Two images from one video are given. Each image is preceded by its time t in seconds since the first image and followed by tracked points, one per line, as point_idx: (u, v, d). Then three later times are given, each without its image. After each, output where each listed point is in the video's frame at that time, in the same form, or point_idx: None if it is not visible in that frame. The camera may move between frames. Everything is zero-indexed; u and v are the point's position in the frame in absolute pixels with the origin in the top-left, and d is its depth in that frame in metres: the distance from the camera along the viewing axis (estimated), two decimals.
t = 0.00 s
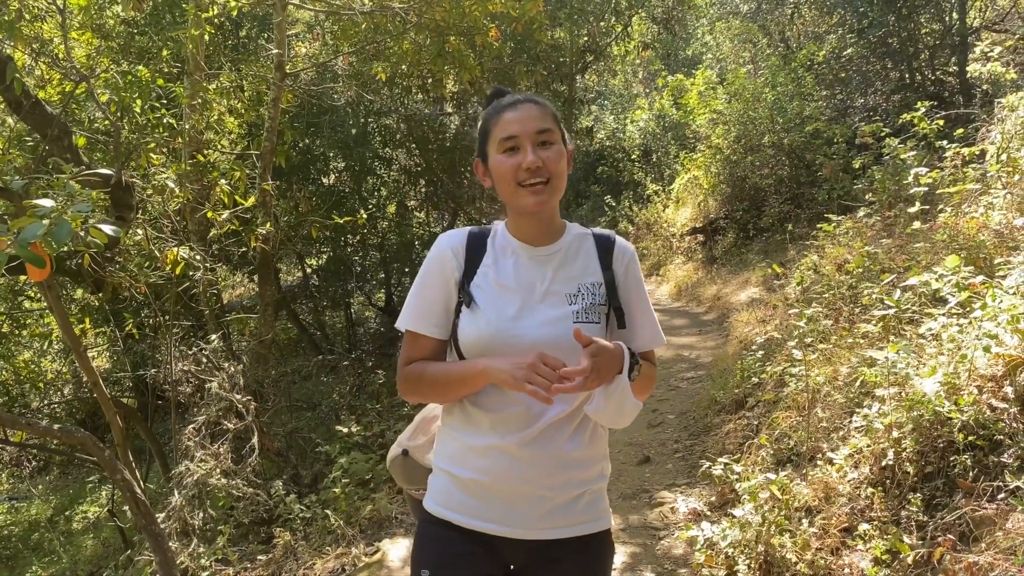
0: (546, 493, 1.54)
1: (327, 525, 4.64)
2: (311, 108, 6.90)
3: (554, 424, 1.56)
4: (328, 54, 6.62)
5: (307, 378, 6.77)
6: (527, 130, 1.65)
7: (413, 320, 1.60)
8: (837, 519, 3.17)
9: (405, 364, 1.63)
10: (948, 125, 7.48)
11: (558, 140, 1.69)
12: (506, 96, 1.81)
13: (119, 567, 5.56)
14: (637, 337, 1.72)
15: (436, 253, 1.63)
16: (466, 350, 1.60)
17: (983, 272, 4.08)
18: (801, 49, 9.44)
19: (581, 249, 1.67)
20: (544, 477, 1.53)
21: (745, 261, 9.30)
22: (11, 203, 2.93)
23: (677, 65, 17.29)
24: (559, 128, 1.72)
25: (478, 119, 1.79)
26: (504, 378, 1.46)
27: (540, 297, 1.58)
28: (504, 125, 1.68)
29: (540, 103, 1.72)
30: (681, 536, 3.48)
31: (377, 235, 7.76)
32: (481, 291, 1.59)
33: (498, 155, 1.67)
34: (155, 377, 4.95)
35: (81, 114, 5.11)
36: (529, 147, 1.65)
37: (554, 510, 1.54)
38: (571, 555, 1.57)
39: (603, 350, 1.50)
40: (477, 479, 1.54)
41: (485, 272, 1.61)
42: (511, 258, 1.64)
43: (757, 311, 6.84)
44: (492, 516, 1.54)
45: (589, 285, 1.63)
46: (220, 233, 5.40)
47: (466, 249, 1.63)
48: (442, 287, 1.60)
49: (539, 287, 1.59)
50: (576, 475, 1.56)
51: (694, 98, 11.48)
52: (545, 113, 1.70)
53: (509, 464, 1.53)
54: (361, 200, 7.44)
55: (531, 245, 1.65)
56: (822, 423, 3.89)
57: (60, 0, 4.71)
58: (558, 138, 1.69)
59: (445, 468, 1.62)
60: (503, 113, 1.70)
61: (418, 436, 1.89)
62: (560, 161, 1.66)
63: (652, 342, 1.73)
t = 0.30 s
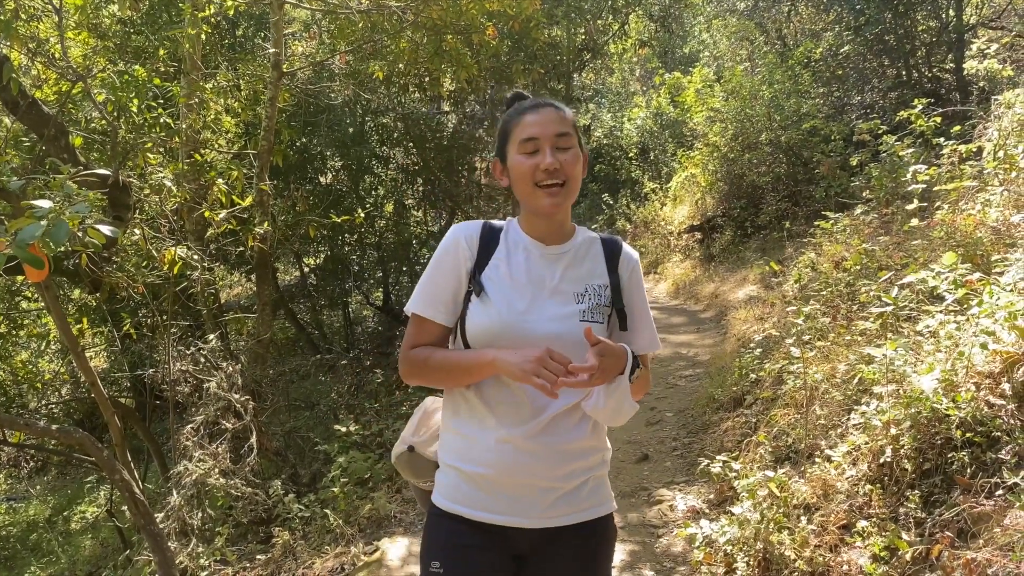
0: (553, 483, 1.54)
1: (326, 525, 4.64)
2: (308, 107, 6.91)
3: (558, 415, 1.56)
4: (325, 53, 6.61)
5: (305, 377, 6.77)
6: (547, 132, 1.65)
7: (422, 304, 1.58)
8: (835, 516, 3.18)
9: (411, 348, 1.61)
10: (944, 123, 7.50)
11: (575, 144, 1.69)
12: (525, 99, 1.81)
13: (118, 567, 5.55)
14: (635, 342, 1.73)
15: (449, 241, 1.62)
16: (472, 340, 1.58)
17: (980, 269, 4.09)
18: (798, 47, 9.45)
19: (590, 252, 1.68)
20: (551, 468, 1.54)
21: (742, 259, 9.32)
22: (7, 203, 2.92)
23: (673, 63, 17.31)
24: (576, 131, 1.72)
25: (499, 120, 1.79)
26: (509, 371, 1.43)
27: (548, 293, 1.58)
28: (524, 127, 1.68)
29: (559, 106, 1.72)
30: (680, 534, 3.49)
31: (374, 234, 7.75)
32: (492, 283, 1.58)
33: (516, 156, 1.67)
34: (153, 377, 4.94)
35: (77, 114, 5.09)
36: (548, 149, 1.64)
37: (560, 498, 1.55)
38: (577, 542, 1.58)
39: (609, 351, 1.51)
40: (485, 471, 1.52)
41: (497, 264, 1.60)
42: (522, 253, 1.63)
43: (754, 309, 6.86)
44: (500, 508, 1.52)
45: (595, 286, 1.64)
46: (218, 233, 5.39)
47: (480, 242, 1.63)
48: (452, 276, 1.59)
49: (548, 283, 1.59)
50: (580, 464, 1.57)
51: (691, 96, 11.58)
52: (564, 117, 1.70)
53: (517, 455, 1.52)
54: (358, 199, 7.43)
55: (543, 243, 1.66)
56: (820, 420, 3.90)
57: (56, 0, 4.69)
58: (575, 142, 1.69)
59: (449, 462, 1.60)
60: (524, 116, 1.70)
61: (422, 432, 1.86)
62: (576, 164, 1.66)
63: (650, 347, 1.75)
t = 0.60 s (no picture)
0: (554, 472, 1.55)
1: (325, 524, 4.65)
2: (305, 107, 6.91)
3: (560, 404, 1.58)
4: (322, 53, 6.60)
5: (303, 377, 6.77)
6: (550, 129, 1.67)
7: (426, 284, 1.55)
8: (832, 513, 3.19)
9: (411, 329, 1.57)
10: (941, 120, 7.52)
11: (578, 141, 1.71)
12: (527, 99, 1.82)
13: (116, 567, 5.55)
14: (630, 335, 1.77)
15: (455, 225, 1.60)
16: (474, 323, 1.57)
17: (977, 266, 4.11)
18: (795, 45, 9.46)
19: (590, 246, 1.71)
20: (553, 456, 1.55)
21: (739, 257, 9.34)
22: (4, 203, 2.91)
23: (671, 61, 17.30)
24: (579, 129, 1.74)
25: (502, 119, 1.80)
26: (522, 351, 1.42)
27: (553, 279, 1.59)
28: (527, 124, 1.69)
29: (562, 105, 1.74)
30: (678, 532, 3.49)
31: (372, 233, 7.75)
32: (498, 267, 1.57)
33: (521, 150, 1.67)
34: (150, 377, 4.94)
35: (74, 114, 5.09)
36: (551, 145, 1.65)
37: (559, 488, 1.56)
38: (571, 533, 1.59)
39: (618, 336, 1.53)
40: (489, 460, 1.52)
41: (502, 249, 1.60)
42: (526, 241, 1.64)
43: (752, 306, 6.87)
44: (501, 497, 1.51)
45: (596, 277, 1.66)
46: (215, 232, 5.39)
47: (485, 229, 1.63)
48: (457, 258, 1.58)
49: (552, 270, 1.61)
50: (579, 454, 1.60)
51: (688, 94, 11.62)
52: (567, 115, 1.71)
53: (521, 444, 1.53)
54: (356, 198, 7.43)
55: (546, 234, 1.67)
56: (817, 418, 3.91)
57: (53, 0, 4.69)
58: (578, 140, 1.71)
59: (448, 454, 1.58)
60: (528, 113, 1.71)
61: (416, 419, 1.84)
62: (579, 160, 1.67)
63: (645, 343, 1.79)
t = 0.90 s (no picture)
0: (554, 472, 1.55)
1: (324, 524, 4.65)
2: (303, 107, 6.90)
3: (559, 402, 1.58)
4: (320, 53, 6.60)
5: (302, 377, 6.77)
6: (539, 127, 1.68)
7: (423, 279, 1.50)
8: (831, 512, 3.19)
9: (409, 327, 1.51)
10: (939, 119, 7.52)
11: (565, 139, 1.72)
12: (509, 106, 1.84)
13: (114, 568, 5.54)
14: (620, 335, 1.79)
15: (450, 223, 1.59)
16: (473, 318, 1.53)
17: (975, 265, 4.12)
18: (792, 44, 9.46)
19: (580, 246, 1.73)
20: (553, 456, 1.54)
21: (738, 256, 9.34)
22: (2, 203, 2.90)
23: (669, 60, 17.30)
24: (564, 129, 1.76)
25: (489, 123, 1.81)
26: (528, 342, 1.40)
27: (550, 275, 1.60)
28: (516, 124, 1.70)
29: (546, 107, 1.76)
30: (677, 530, 3.50)
31: (371, 232, 7.75)
32: (495, 263, 1.56)
33: (510, 149, 1.67)
34: (149, 377, 4.93)
35: (72, 115, 5.09)
36: (541, 142, 1.66)
37: (559, 487, 1.57)
38: (570, 532, 1.60)
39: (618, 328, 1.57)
40: (489, 461, 1.50)
41: (498, 246, 1.59)
42: (521, 239, 1.64)
43: (750, 305, 6.88)
44: (503, 498, 1.50)
45: (588, 275, 1.69)
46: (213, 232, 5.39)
47: (479, 227, 1.61)
48: (454, 254, 1.55)
49: (548, 266, 1.61)
50: (577, 453, 1.60)
51: (686, 93, 11.62)
52: (552, 116, 1.74)
53: (522, 443, 1.52)
54: (354, 198, 7.43)
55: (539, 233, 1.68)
56: (816, 416, 3.91)
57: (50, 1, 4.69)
58: (565, 139, 1.73)
59: (447, 454, 1.56)
60: (514, 116, 1.73)
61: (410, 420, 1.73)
62: (569, 158, 1.69)
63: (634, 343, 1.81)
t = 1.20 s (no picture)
0: (555, 484, 1.53)
1: (324, 525, 4.64)
2: (303, 107, 6.90)
3: (559, 410, 1.55)
4: (320, 53, 6.60)
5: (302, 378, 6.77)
6: (509, 123, 1.72)
7: (411, 294, 1.48)
8: (832, 512, 3.19)
9: (400, 343, 1.48)
10: (939, 119, 7.52)
11: (538, 133, 1.75)
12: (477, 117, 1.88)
13: (114, 569, 5.54)
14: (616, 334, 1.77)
15: (434, 232, 1.55)
16: (464, 328, 1.50)
17: (975, 265, 4.11)
18: (792, 45, 9.46)
19: (569, 246, 1.71)
20: (555, 466, 1.52)
21: (738, 256, 9.33)
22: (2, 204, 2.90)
23: (668, 61, 17.29)
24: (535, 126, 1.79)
25: (458, 139, 1.84)
26: (522, 351, 1.38)
27: (542, 278, 1.57)
28: (486, 126, 1.73)
29: (512, 108, 1.80)
30: (677, 531, 3.49)
31: (370, 233, 7.75)
32: (485, 269, 1.53)
33: (487, 151, 1.69)
34: (149, 378, 4.93)
35: (72, 115, 5.09)
36: (515, 136, 1.69)
37: (560, 500, 1.54)
38: (572, 544, 1.58)
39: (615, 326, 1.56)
40: (489, 472, 1.48)
41: (486, 251, 1.56)
42: (510, 243, 1.61)
43: (750, 306, 6.87)
44: (502, 509, 1.48)
45: (580, 276, 1.66)
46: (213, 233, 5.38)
47: (466, 233, 1.58)
48: (441, 264, 1.52)
49: (538, 269, 1.58)
50: (579, 462, 1.58)
51: (686, 94, 11.62)
52: (521, 115, 1.77)
53: (522, 453, 1.49)
54: (354, 198, 7.43)
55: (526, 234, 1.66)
56: (816, 417, 3.90)
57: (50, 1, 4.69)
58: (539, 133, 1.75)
59: (445, 465, 1.53)
60: (483, 120, 1.76)
61: (404, 436, 1.70)
62: (545, 147, 1.71)
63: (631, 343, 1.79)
